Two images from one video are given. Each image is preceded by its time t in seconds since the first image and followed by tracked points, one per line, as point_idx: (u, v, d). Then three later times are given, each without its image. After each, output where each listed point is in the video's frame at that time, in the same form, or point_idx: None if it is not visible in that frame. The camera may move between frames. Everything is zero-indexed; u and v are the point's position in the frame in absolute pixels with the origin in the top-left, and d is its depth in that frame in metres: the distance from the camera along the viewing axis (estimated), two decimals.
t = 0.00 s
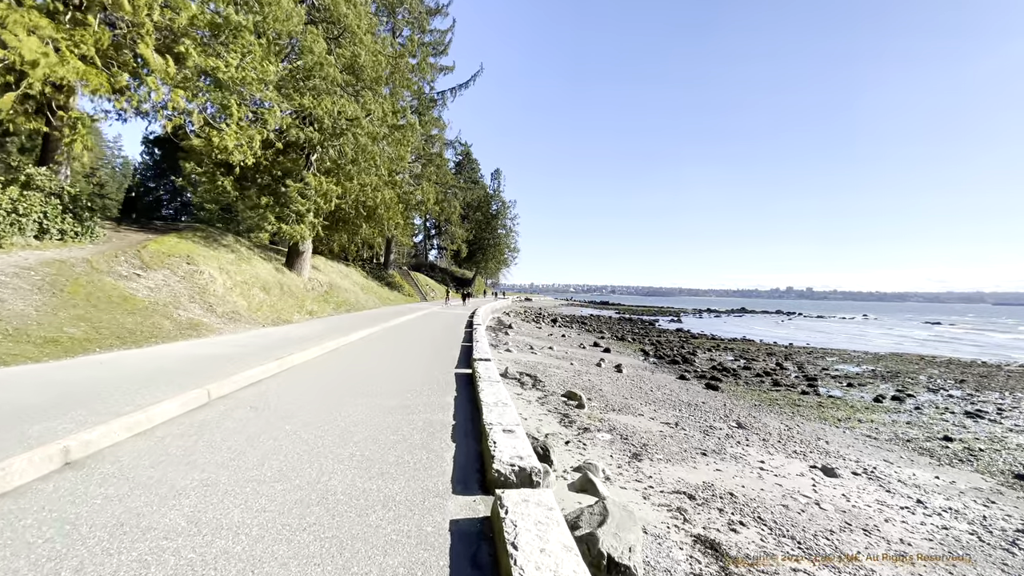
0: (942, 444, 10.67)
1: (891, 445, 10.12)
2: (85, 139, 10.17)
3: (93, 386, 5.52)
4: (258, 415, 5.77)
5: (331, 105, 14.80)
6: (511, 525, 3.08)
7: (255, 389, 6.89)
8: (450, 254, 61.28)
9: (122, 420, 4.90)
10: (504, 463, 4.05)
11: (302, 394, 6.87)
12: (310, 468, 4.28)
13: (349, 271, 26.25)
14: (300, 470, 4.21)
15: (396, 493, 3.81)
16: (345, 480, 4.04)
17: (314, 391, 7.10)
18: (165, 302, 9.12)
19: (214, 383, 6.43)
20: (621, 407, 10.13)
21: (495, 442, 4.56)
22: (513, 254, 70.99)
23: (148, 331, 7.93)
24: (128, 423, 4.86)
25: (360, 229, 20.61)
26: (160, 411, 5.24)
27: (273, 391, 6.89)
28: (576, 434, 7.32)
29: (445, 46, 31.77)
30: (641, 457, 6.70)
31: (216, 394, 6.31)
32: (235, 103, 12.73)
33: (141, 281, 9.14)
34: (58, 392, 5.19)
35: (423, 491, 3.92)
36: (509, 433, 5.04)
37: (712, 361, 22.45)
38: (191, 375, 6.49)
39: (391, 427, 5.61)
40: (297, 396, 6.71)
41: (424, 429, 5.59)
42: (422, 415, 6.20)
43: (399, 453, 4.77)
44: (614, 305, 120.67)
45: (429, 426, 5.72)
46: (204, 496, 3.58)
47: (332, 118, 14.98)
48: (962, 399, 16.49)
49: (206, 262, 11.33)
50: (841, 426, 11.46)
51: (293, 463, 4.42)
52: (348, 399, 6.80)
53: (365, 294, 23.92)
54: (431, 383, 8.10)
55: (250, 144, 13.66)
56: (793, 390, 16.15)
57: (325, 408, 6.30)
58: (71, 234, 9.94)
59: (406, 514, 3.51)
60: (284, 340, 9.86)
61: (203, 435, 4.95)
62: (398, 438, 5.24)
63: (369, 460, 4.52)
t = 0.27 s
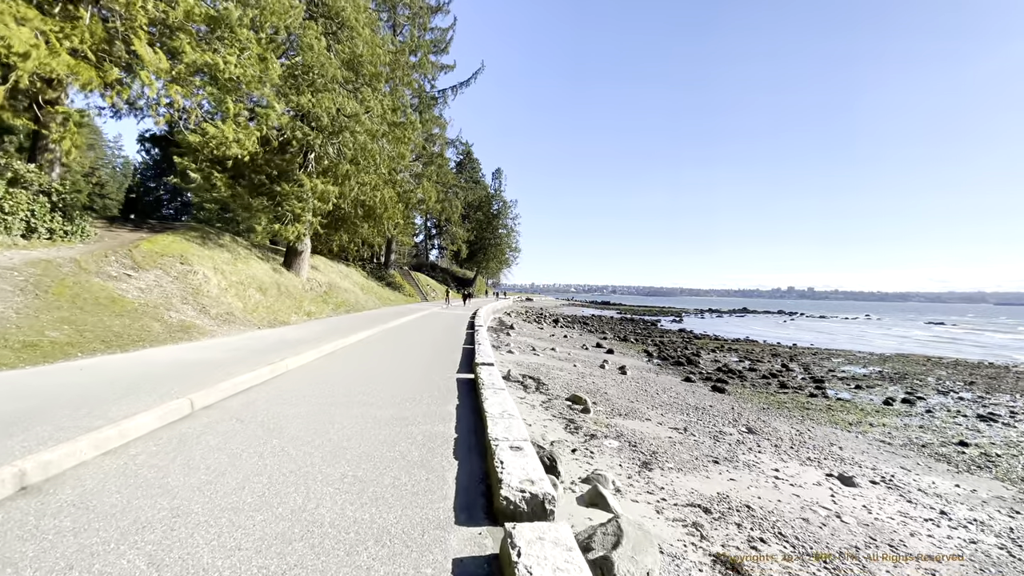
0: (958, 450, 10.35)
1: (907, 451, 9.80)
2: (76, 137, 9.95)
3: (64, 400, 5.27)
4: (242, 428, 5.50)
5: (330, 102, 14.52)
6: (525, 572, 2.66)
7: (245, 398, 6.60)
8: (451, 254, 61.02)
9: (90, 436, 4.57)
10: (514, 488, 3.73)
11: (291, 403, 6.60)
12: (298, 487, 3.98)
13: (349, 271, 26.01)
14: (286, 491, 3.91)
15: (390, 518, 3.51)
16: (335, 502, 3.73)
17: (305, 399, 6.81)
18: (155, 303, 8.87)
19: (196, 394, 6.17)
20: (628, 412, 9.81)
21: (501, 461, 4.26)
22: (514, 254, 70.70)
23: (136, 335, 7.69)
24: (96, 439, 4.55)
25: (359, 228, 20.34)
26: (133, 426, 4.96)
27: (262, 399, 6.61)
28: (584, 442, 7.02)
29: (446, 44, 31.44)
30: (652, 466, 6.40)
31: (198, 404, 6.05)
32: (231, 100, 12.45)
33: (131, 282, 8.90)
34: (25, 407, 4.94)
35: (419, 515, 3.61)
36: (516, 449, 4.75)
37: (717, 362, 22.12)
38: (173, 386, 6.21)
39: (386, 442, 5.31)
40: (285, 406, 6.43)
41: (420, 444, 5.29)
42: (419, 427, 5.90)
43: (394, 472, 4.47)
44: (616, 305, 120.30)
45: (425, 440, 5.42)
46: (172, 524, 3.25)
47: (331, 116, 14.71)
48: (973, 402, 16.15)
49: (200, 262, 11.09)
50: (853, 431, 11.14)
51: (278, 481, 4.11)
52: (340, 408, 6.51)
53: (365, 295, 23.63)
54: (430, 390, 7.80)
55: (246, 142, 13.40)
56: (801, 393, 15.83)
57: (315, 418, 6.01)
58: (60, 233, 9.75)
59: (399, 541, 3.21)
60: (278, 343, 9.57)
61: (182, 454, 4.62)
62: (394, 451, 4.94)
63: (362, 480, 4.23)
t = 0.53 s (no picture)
0: (974, 454, 10.05)
1: (921, 456, 9.52)
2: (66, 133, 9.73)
3: (25, 412, 4.69)
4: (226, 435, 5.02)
5: (329, 98, 14.25)
6: None
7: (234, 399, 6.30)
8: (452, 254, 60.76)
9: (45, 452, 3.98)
10: (525, 515, 2.94)
11: (281, 407, 6.13)
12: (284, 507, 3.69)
13: (348, 270, 25.78)
14: (275, 476, 3.55)
15: (383, 505, 3.22)
16: (324, 488, 3.42)
17: (296, 404, 6.35)
18: (145, 303, 8.65)
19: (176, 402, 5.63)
20: (635, 415, 9.52)
21: (508, 478, 3.49)
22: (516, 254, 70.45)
23: (123, 336, 7.46)
24: (61, 454, 3.98)
25: (359, 227, 20.09)
26: (103, 438, 4.40)
27: (251, 405, 6.14)
28: (591, 448, 6.73)
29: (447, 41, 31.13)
30: (662, 474, 6.11)
31: (180, 413, 5.53)
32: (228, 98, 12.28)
33: (121, 282, 8.72)
34: None
35: (414, 501, 3.30)
36: (525, 467, 3.89)
37: (722, 363, 21.82)
38: (150, 394, 5.66)
39: (384, 432, 4.98)
40: (275, 411, 5.96)
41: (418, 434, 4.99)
42: (420, 420, 5.57)
43: (393, 458, 4.10)
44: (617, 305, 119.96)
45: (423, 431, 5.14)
46: (146, 516, 3.00)
47: (329, 112, 14.45)
48: (984, 403, 15.85)
49: (193, 261, 10.89)
50: (865, 434, 10.86)
51: (265, 468, 3.72)
52: (334, 410, 6.07)
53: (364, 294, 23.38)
54: (431, 391, 7.39)
55: (243, 140, 13.20)
56: (808, 395, 15.53)
57: (307, 420, 5.54)
58: (49, 231, 9.65)
59: (389, 531, 2.91)
60: (270, 345, 9.14)
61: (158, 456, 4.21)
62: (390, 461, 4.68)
63: (355, 464, 3.88)
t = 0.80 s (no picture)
0: (989, 458, 9.77)
1: (935, 460, 9.25)
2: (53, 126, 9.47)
3: None
4: (210, 439, 4.33)
5: (326, 93, 14.00)
6: None
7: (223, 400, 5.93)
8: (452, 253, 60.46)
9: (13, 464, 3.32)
10: (536, 546, 2.64)
11: (274, 409, 5.48)
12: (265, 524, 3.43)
13: (347, 269, 25.52)
14: (259, 492, 3.25)
15: (372, 526, 2.93)
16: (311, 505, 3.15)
17: (291, 405, 5.69)
18: (132, 302, 8.41)
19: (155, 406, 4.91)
20: (641, 418, 9.24)
21: (514, 498, 3.16)
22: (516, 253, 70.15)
23: (107, 336, 7.21)
24: (12, 469, 3.24)
25: (357, 225, 19.82)
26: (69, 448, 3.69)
27: (240, 408, 5.45)
28: (597, 453, 6.47)
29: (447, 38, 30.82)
30: (672, 481, 5.85)
31: (159, 421, 4.77)
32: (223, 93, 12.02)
33: (108, 280, 8.54)
34: None
35: (408, 525, 3.00)
36: (532, 484, 3.55)
37: (726, 363, 21.53)
38: (124, 399, 5.00)
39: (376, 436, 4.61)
40: (269, 413, 5.31)
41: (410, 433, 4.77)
42: (415, 421, 5.24)
43: (387, 470, 3.79)
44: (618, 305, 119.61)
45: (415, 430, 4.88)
46: (101, 536, 2.68)
47: (326, 108, 14.20)
48: (994, 405, 15.57)
49: (185, 259, 10.69)
50: (876, 437, 10.58)
51: (242, 485, 3.39)
52: (329, 412, 5.40)
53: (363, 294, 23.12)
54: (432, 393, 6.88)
55: (237, 136, 12.95)
56: (815, 396, 15.25)
57: (297, 425, 4.87)
58: (36, 227, 9.45)
59: (379, 561, 2.61)
60: (263, 347, 8.72)
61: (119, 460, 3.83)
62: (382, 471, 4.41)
63: (342, 481, 3.57)
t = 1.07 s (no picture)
0: (1006, 463, 9.47)
1: (951, 466, 8.96)
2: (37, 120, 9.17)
3: None
4: (182, 457, 3.99)
5: (323, 89, 13.71)
6: None
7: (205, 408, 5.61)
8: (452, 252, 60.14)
9: None
10: None
11: (256, 420, 5.13)
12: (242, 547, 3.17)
13: (345, 269, 25.24)
14: (225, 517, 3.03)
15: (358, 568, 2.60)
16: (287, 540, 2.83)
17: (275, 416, 5.34)
18: (117, 303, 8.18)
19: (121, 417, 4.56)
20: (647, 422, 8.95)
21: (525, 533, 2.82)
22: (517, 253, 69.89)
23: (89, 339, 6.95)
24: None
25: (355, 224, 19.54)
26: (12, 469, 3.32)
27: (219, 419, 5.12)
28: (604, 461, 6.17)
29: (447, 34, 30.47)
30: (684, 491, 5.57)
31: (126, 434, 4.43)
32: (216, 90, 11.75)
33: (93, 279, 8.36)
34: None
35: (398, 563, 2.67)
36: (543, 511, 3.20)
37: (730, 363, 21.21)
38: (89, 411, 4.63)
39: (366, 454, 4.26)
40: (249, 424, 4.96)
41: (402, 448, 4.47)
42: (408, 434, 4.90)
43: (370, 490, 3.55)
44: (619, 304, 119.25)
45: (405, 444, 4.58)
46: None
47: (323, 104, 13.92)
48: (1005, 407, 15.25)
49: (175, 259, 10.52)
50: (888, 441, 10.29)
51: (211, 514, 3.06)
52: (315, 424, 5.06)
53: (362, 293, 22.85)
54: (427, 399, 6.54)
55: (230, 133, 12.72)
56: (822, 397, 14.94)
57: (279, 440, 4.51)
58: (20, 225, 9.22)
59: None
60: (253, 349, 8.42)
61: (83, 479, 3.52)
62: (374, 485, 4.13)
63: (327, 506, 3.26)
